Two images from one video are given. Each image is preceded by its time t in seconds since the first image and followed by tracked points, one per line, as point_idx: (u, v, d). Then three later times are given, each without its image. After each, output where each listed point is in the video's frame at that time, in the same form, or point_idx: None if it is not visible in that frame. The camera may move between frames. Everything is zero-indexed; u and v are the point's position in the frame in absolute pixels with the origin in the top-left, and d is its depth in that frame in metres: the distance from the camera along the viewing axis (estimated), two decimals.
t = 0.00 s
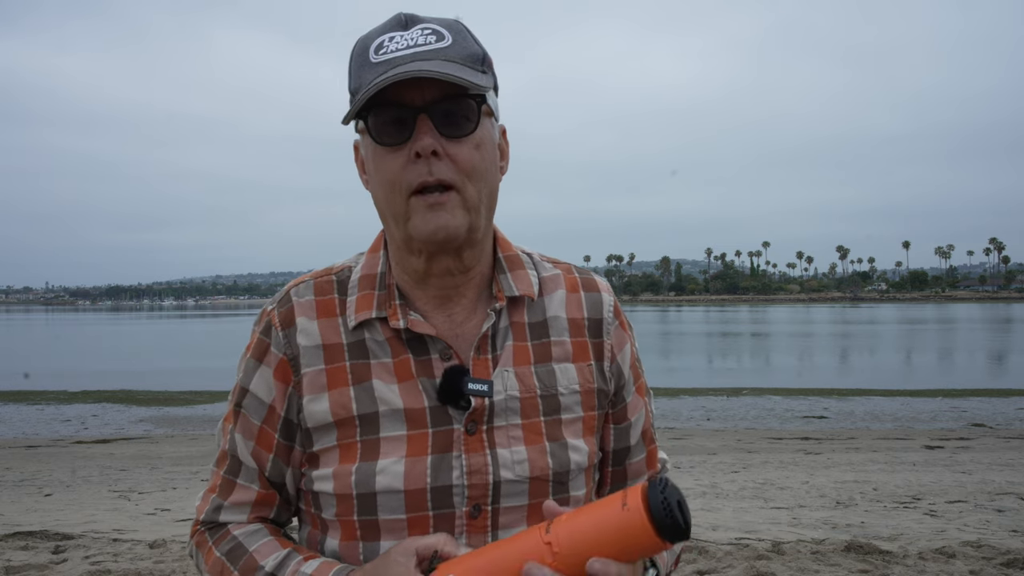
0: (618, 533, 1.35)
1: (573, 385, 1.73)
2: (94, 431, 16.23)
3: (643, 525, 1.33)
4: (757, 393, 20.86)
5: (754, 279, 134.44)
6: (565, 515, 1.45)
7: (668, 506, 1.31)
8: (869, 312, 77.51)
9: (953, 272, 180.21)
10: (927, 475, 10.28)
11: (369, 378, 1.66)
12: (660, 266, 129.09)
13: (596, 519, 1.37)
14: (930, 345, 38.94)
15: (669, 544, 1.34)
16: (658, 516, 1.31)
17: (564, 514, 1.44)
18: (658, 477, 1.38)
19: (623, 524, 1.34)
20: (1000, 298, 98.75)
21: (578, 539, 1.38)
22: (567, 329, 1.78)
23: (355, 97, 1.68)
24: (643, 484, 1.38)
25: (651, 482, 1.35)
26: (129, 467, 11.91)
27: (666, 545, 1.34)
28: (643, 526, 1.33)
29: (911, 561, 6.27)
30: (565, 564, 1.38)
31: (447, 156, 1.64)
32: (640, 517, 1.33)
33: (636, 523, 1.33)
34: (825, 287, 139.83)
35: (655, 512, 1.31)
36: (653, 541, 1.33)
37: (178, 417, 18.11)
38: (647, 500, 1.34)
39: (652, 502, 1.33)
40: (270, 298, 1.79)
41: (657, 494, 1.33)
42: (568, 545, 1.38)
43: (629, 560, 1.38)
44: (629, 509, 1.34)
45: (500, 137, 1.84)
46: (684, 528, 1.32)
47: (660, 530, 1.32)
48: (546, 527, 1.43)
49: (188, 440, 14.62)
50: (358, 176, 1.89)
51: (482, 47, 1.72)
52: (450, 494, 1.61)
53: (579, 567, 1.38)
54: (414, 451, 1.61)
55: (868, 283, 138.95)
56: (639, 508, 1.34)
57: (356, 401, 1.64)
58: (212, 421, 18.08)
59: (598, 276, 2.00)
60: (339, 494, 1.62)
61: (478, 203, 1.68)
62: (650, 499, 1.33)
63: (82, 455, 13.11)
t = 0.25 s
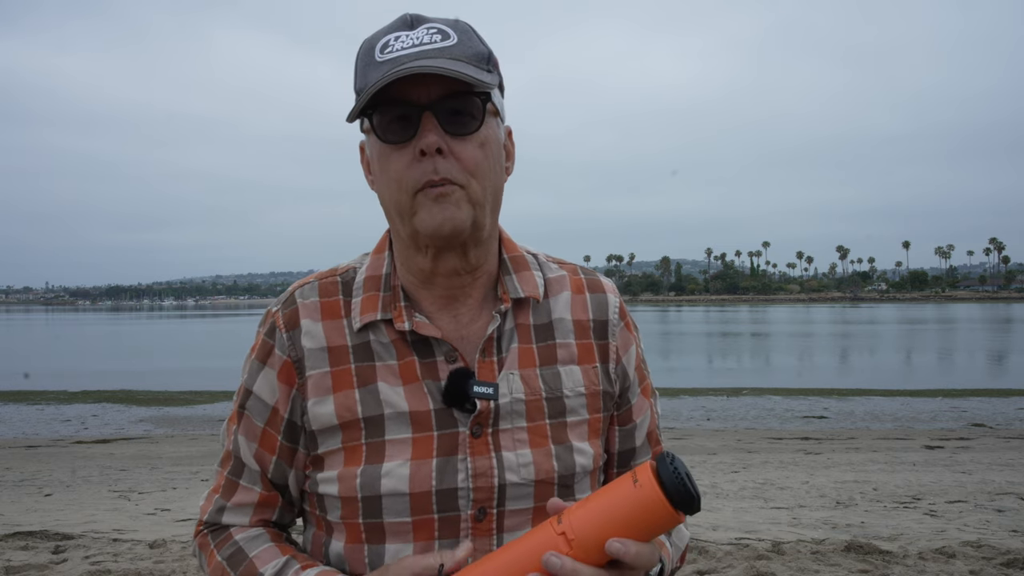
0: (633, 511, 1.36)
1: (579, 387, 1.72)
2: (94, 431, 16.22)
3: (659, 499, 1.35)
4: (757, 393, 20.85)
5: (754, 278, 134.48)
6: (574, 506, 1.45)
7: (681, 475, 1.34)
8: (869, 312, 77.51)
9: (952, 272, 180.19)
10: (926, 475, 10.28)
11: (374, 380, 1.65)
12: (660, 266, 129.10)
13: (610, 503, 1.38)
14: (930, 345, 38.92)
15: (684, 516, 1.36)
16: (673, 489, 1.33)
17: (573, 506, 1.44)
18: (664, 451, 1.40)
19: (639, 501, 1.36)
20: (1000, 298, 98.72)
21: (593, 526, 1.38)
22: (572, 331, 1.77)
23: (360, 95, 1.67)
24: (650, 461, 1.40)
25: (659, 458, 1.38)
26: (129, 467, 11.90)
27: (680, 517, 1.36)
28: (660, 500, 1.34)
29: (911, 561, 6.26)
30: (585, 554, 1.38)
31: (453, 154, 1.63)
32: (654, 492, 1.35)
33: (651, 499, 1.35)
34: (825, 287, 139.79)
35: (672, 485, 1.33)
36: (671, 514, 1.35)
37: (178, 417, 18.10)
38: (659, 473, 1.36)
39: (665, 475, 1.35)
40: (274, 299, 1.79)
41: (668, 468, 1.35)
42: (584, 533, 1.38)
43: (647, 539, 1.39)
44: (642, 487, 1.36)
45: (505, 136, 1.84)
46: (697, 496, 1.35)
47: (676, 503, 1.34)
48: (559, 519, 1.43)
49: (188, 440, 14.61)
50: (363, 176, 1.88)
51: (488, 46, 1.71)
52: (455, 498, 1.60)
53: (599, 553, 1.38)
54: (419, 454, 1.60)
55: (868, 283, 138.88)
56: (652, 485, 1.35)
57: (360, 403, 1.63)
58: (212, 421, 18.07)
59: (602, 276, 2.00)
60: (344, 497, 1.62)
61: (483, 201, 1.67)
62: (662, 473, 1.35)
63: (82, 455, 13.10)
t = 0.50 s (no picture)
0: (623, 531, 1.36)
1: (581, 388, 1.72)
2: (94, 431, 16.22)
3: (650, 522, 1.34)
4: (757, 393, 20.85)
5: (754, 278, 134.48)
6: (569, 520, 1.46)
7: (672, 498, 1.33)
8: (869, 312, 77.55)
9: (952, 272, 180.20)
10: (926, 475, 10.28)
11: (376, 381, 1.65)
12: (660, 266, 129.12)
13: (601, 521, 1.38)
14: (930, 345, 38.89)
15: (676, 538, 1.36)
16: (664, 513, 1.33)
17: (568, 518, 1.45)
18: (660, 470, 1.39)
19: (630, 524, 1.35)
20: (1000, 298, 98.71)
21: (584, 546, 1.39)
22: (574, 332, 1.77)
23: (361, 93, 1.67)
24: (644, 480, 1.39)
25: (652, 477, 1.37)
26: (129, 467, 11.91)
27: (673, 539, 1.35)
28: (650, 523, 1.34)
29: (911, 561, 6.26)
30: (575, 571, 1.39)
31: (454, 153, 1.64)
32: (645, 516, 1.34)
33: (641, 519, 1.34)
34: (825, 287, 139.82)
35: (662, 507, 1.32)
36: (661, 536, 1.35)
37: (178, 417, 18.10)
38: (650, 493, 1.35)
39: (657, 497, 1.34)
40: (277, 299, 1.79)
41: (660, 489, 1.34)
42: (575, 552, 1.39)
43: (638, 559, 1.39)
44: (633, 509, 1.35)
45: (507, 135, 1.84)
46: (690, 519, 1.33)
47: (668, 526, 1.33)
48: (551, 536, 1.43)
49: (188, 440, 14.61)
50: (365, 176, 1.89)
51: (490, 46, 1.71)
52: (457, 498, 1.60)
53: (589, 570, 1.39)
54: (422, 455, 1.60)
55: (868, 283, 138.88)
56: (643, 506, 1.35)
57: (362, 405, 1.63)
58: (212, 421, 18.07)
59: (605, 276, 2.00)
60: (347, 498, 1.62)
61: (484, 201, 1.67)
62: (653, 494, 1.35)
63: (82, 455, 13.10)
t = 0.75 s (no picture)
0: (632, 525, 1.36)
1: (582, 387, 1.72)
2: (94, 431, 16.22)
3: (659, 516, 1.34)
4: (757, 393, 20.85)
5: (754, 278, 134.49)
6: (575, 511, 1.46)
7: (682, 493, 1.33)
8: (869, 312, 77.53)
9: (952, 272, 180.18)
10: (926, 475, 10.28)
11: (378, 379, 1.65)
12: (660, 265, 129.12)
13: (608, 515, 1.38)
14: (930, 345, 38.87)
15: (684, 533, 1.37)
16: (674, 507, 1.34)
17: (574, 510, 1.45)
18: (668, 464, 1.40)
19: (638, 518, 1.36)
20: (1000, 298, 98.67)
21: (592, 542, 1.39)
22: (575, 332, 1.77)
23: (364, 92, 1.68)
24: (653, 473, 1.40)
25: (660, 471, 1.38)
26: (129, 467, 11.91)
27: (682, 534, 1.36)
28: (659, 517, 1.34)
29: (911, 561, 6.26)
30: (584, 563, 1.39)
31: (456, 153, 1.64)
32: (655, 510, 1.35)
33: (651, 515, 1.35)
34: (825, 287, 139.79)
35: (671, 504, 1.33)
36: (670, 530, 1.35)
37: (178, 417, 18.10)
38: (660, 488, 1.36)
39: (666, 493, 1.35)
40: (279, 298, 1.79)
41: (670, 485, 1.35)
42: (583, 545, 1.39)
43: (649, 551, 1.40)
44: (643, 504, 1.35)
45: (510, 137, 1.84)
46: (699, 513, 1.34)
47: (677, 520, 1.34)
48: (557, 528, 1.43)
49: (188, 440, 14.61)
50: (368, 176, 1.89)
51: (494, 47, 1.72)
52: (459, 498, 1.60)
53: (598, 564, 1.40)
54: (423, 454, 1.60)
55: (868, 283, 138.84)
56: (654, 501, 1.35)
57: (364, 403, 1.63)
58: (212, 421, 18.07)
59: (606, 277, 2.00)
60: (348, 497, 1.62)
61: (486, 202, 1.67)
62: (663, 490, 1.35)
63: (82, 455, 13.10)
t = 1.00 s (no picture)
0: (629, 525, 1.37)
1: (581, 388, 1.73)
2: (94, 431, 16.23)
3: (657, 518, 1.36)
4: (757, 393, 20.86)
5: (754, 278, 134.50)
6: (571, 511, 1.46)
7: (680, 498, 1.35)
8: (869, 312, 77.56)
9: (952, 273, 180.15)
10: (926, 475, 10.29)
11: (379, 379, 1.66)
12: (660, 265, 129.11)
13: (607, 515, 1.39)
14: (930, 345, 38.87)
15: (681, 533, 1.38)
16: (672, 508, 1.35)
17: (571, 510, 1.46)
18: (665, 467, 1.41)
19: (637, 520, 1.37)
20: (1000, 298, 98.68)
21: (591, 540, 1.39)
22: (575, 333, 1.79)
23: (374, 90, 1.68)
24: (650, 475, 1.41)
25: (658, 473, 1.39)
26: (129, 467, 11.91)
27: (679, 534, 1.38)
28: (657, 519, 1.35)
29: (911, 561, 6.27)
30: (581, 563, 1.40)
31: (462, 154, 1.65)
32: (653, 511, 1.36)
33: (649, 518, 1.36)
34: (825, 287, 139.78)
35: (669, 508, 1.34)
36: (666, 532, 1.37)
37: (178, 417, 18.10)
38: (658, 491, 1.37)
39: (665, 497, 1.35)
40: (281, 298, 1.80)
41: (668, 488, 1.36)
42: (581, 545, 1.40)
43: (646, 551, 1.41)
44: (641, 508, 1.36)
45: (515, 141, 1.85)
46: (695, 516, 1.36)
47: (675, 520, 1.36)
48: (555, 528, 1.44)
49: (188, 440, 14.62)
50: (372, 173, 1.90)
51: (504, 52, 1.73)
52: (459, 496, 1.61)
53: (595, 564, 1.40)
54: (424, 453, 1.62)
55: (868, 283, 138.84)
56: (653, 505, 1.36)
57: (365, 403, 1.65)
58: (212, 421, 18.08)
59: (606, 278, 2.01)
60: (348, 496, 1.63)
61: (489, 204, 1.68)
62: (662, 494, 1.36)
63: (82, 455, 13.10)
